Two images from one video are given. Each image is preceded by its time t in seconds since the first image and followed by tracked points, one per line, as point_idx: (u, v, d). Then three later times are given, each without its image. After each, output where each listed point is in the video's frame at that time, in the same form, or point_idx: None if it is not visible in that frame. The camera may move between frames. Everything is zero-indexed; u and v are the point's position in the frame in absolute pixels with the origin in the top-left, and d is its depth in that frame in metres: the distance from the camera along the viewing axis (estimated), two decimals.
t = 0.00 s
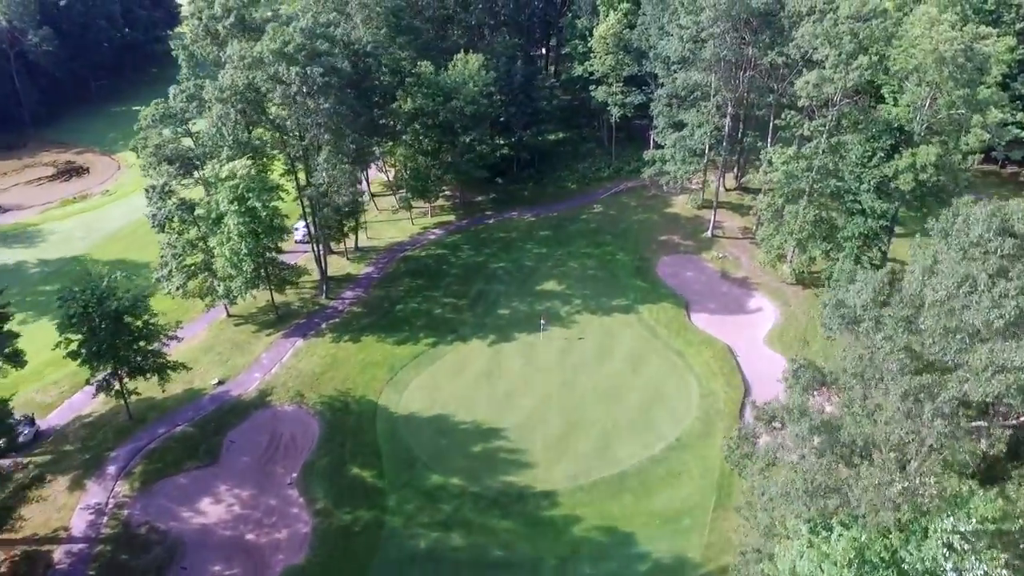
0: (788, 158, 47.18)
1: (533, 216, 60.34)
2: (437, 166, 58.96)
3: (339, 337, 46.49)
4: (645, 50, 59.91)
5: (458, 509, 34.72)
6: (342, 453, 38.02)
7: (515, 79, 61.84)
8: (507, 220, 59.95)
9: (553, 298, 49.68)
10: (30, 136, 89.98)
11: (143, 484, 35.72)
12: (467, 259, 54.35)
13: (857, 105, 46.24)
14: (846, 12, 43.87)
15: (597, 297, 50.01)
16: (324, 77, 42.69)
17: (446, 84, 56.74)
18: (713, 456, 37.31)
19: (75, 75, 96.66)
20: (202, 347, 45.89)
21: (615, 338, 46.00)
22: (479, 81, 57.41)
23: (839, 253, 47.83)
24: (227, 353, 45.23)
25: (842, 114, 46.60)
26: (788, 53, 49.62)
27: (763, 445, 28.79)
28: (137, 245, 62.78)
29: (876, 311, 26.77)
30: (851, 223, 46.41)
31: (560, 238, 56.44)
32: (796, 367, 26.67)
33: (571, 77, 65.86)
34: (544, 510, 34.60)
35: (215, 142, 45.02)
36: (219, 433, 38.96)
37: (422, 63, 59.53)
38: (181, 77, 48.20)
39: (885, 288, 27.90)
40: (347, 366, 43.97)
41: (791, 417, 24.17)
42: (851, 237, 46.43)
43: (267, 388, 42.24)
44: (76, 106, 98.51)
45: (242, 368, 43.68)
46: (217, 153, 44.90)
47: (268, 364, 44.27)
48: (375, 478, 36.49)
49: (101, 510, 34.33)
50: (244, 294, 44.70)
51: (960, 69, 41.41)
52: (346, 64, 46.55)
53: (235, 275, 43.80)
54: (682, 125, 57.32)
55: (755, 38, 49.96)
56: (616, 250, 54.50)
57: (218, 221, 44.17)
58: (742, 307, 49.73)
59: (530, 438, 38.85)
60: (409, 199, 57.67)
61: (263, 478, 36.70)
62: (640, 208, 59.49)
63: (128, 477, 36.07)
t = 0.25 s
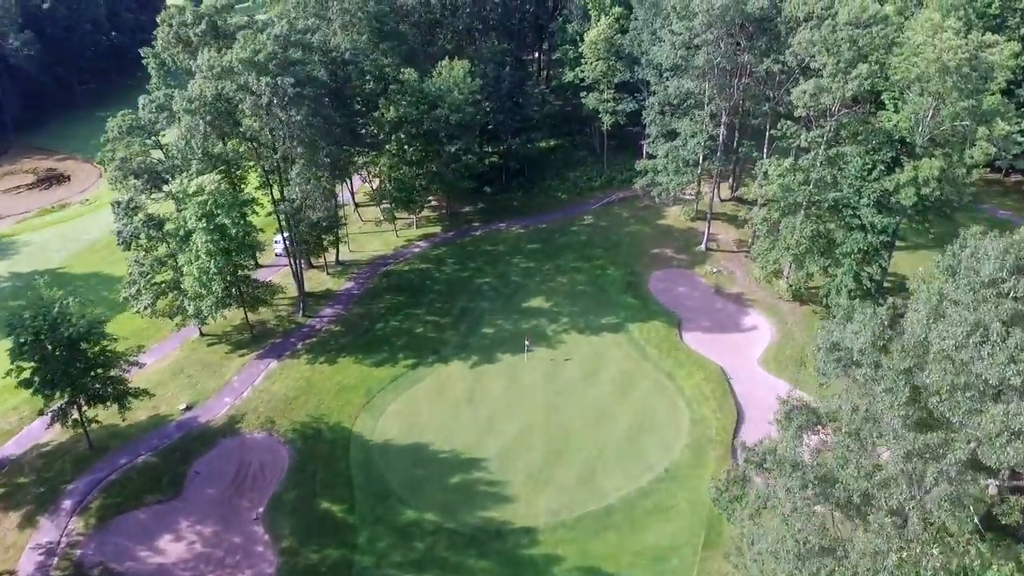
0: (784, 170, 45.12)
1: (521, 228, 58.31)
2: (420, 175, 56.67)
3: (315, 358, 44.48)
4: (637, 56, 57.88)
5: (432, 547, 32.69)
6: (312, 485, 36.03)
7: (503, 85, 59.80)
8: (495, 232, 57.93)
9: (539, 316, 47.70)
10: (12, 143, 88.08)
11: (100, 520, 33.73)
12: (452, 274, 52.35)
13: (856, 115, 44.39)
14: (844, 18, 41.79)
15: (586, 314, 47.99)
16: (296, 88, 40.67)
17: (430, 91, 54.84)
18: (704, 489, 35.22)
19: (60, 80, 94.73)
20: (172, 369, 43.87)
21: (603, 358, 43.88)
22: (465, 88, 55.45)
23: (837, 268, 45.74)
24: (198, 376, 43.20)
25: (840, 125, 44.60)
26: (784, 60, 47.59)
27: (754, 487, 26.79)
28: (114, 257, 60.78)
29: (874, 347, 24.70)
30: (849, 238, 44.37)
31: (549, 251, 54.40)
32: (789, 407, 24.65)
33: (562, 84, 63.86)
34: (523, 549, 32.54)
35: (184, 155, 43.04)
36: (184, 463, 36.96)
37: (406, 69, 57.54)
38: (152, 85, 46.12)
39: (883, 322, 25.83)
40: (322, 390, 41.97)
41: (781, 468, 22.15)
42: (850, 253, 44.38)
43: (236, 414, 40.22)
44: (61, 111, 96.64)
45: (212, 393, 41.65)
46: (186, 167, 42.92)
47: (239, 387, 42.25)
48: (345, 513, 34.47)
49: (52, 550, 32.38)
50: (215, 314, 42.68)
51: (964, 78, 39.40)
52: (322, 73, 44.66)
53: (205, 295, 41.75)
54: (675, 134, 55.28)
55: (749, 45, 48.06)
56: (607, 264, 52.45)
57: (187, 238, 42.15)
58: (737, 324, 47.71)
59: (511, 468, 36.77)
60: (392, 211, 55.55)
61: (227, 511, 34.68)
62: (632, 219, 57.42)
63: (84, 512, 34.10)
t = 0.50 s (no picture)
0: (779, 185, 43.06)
1: (508, 241, 56.24)
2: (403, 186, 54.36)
3: (287, 383, 42.43)
4: (628, 63, 55.79)
5: None
6: (277, 523, 33.98)
7: (490, 93, 57.69)
8: (481, 246, 55.87)
9: (524, 337, 45.66)
10: None
11: (48, 563, 31.72)
12: (434, 291, 50.31)
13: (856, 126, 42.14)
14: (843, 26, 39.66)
15: (573, 335, 45.92)
16: (264, 100, 38.56)
17: (413, 100, 52.78)
18: (693, 528, 33.05)
19: (42, 84, 92.87)
20: (137, 395, 41.66)
21: (589, 383, 41.79)
22: (449, 97, 53.34)
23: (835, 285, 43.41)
24: (164, 403, 40.96)
25: (839, 137, 42.49)
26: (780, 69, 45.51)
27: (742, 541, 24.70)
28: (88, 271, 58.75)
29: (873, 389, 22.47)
30: (848, 255, 42.28)
31: (536, 266, 52.35)
32: (779, 458, 22.57)
33: (552, 91, 61.78)
34: None
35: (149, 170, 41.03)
36: (142, 499, 34.90)
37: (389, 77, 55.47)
38: (117, 97, 44.51)
39: (884, 364, 23.70)
40: (293, 417, 39.94)
41: (769, 532, 20.07)
42: (849, 272, 42.24)
43: (201, 444, 38.15)
44: (45, 117, 94.75)
45: (177, 422, 39.46)
46: (152, 182, 40.91)
47: (206, 415, 40.04)
48: (311, 555, 32.34)
49: None
50: (181, 338, 40.67)
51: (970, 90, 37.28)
52: (295, 84, 42.60)
53: (170, 317, 39.93)
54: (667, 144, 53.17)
55: (743, 54, 46.04)
56: (595, 281, 50.39)
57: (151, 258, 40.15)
58: (731, 346, 45.65)
59: (488, 504, 34.56)
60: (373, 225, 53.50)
61: (185, 552, 32.57)
62: (623, 233, 55.34)
63: (32, 554, 32.11)
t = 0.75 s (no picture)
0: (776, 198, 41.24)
1: (496, 253, 54.49)
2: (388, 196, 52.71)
3: (262, 405, 40.69)
4: (621, 69, 53.99)
5: None
6: (245, 557, 32.02)
7: (478, 100, 55.89)
8: (468, 259, 54.12)
9: (509, 356, 43.92)
10: None
11: None
12: (418, 307, 48.58)
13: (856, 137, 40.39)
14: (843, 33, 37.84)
15: (561, 354, 44.18)
16: (235, 112, 36.78)
17: (397, 108, 50.98)
18: (682, 565, 31.24)
19: (27, 88, 91.16)
20: (105, 418, 39.77)
21: (575, 407, 40.06)
22: (435, 105, 51.66)
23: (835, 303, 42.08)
24: (132, 427, 39.07)
25: (838, 149, 40.70)
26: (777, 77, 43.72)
27: None
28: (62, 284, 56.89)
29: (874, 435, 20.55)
30: (848, 272, 40.50)
31: (525, 280, 50.58)
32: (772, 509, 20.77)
33: (543, 98, 60.03)
34: None
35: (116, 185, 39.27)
36: (103, 533, 33.11)
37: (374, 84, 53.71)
38: (85, 107, 42.59)
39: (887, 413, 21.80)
40: (267, 443, 38.18)
41: None
42: (848, 289, 40.57)
43: (169, 471, 36.32)
44: (30, 120, 93.08)
45: (145, 448, 37.59)
46: (120, 197, 39.17)
47: (176, 441, 38.20)
48: None
49: None
50: (150, 360, 38.87)
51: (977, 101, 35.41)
52: (271, 94, 40.87)
53: (138, 339, 38.15)
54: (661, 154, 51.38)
55: (739, 61, 44.28)
56: (585, 296, 48.62)
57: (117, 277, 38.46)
58: (724, 366, 43.91)
59: (467, 537, 32.73)
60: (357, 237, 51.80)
61: None
62: (615, 244, 53.54)
63: None
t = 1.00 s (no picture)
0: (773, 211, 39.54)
1: (485, 266, 52.78)
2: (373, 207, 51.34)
3: (236, 429, 38.97)
4: (613, 75, 52.25)
5: None
6: None
7: (466, 107, 54.20)
8: (455, 271, 52.42)
9: (495, 376, 42.22)
10: None
11: None
12: (402, 322, 46.89)
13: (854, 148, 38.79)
14: (843, 40, 36.07)
15: (548, 373, 42.45)
16: (203, 125, 35.10)
17: (381, 117, 49.79)
18: None
19: (11, 91, 89.48)
20: (72, 442, 37.96)
21: (562, 431, 38.35)
22: (420, 114, 50.58)
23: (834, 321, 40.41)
24: (100, 452, 37.28)
25: (836, 161, 39.12)
26: (773, 85, 41.99)
27: None
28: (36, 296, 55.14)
29: (866, 487, 19.46)
30: (848, 290, 38.55)
31: (513, 294, 48.86)
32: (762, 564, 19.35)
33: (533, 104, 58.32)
34: None
35: (82, 199, 37.61)
36: (61, 568, 31.33)
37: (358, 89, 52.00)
38: (50, 116, 40.64)
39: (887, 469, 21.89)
40: (239, 469, 36.49)
41: None
42: (848, 307, 38.70)
43: (134, 500, 34.56)
44: (13, 125, 91.36)
45: (111, 475, 35.84)
46: (86, 212, 37.53)
47: (144, 467, 36.44)
48: None
49: None
50: (118, 383, 37.18)
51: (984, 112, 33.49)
52: (244, 104, 39.22)
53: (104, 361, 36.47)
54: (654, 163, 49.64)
55: (734, 68, 42.62)
56: (575, 311, 46.91)
57: (82, 296, 36.81)
58: (719, 386, 42.18)
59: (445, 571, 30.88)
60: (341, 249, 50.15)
61: None
62: (607, 256, 51.80)
63: None
